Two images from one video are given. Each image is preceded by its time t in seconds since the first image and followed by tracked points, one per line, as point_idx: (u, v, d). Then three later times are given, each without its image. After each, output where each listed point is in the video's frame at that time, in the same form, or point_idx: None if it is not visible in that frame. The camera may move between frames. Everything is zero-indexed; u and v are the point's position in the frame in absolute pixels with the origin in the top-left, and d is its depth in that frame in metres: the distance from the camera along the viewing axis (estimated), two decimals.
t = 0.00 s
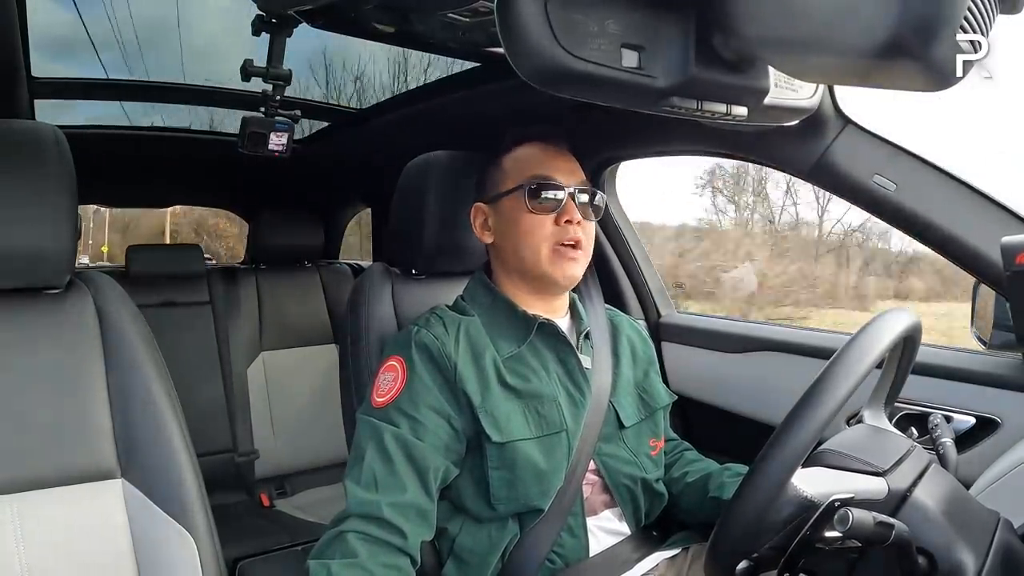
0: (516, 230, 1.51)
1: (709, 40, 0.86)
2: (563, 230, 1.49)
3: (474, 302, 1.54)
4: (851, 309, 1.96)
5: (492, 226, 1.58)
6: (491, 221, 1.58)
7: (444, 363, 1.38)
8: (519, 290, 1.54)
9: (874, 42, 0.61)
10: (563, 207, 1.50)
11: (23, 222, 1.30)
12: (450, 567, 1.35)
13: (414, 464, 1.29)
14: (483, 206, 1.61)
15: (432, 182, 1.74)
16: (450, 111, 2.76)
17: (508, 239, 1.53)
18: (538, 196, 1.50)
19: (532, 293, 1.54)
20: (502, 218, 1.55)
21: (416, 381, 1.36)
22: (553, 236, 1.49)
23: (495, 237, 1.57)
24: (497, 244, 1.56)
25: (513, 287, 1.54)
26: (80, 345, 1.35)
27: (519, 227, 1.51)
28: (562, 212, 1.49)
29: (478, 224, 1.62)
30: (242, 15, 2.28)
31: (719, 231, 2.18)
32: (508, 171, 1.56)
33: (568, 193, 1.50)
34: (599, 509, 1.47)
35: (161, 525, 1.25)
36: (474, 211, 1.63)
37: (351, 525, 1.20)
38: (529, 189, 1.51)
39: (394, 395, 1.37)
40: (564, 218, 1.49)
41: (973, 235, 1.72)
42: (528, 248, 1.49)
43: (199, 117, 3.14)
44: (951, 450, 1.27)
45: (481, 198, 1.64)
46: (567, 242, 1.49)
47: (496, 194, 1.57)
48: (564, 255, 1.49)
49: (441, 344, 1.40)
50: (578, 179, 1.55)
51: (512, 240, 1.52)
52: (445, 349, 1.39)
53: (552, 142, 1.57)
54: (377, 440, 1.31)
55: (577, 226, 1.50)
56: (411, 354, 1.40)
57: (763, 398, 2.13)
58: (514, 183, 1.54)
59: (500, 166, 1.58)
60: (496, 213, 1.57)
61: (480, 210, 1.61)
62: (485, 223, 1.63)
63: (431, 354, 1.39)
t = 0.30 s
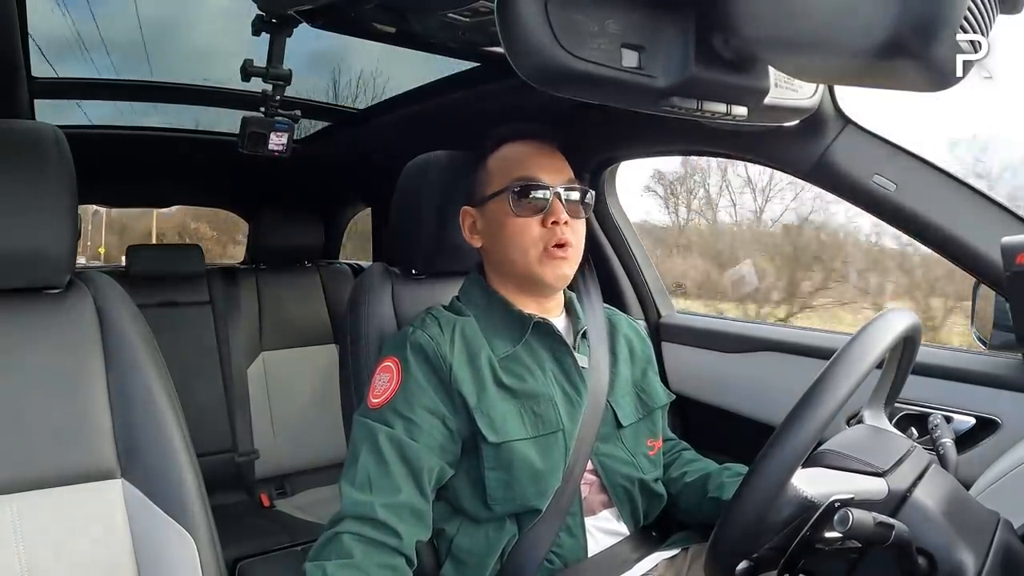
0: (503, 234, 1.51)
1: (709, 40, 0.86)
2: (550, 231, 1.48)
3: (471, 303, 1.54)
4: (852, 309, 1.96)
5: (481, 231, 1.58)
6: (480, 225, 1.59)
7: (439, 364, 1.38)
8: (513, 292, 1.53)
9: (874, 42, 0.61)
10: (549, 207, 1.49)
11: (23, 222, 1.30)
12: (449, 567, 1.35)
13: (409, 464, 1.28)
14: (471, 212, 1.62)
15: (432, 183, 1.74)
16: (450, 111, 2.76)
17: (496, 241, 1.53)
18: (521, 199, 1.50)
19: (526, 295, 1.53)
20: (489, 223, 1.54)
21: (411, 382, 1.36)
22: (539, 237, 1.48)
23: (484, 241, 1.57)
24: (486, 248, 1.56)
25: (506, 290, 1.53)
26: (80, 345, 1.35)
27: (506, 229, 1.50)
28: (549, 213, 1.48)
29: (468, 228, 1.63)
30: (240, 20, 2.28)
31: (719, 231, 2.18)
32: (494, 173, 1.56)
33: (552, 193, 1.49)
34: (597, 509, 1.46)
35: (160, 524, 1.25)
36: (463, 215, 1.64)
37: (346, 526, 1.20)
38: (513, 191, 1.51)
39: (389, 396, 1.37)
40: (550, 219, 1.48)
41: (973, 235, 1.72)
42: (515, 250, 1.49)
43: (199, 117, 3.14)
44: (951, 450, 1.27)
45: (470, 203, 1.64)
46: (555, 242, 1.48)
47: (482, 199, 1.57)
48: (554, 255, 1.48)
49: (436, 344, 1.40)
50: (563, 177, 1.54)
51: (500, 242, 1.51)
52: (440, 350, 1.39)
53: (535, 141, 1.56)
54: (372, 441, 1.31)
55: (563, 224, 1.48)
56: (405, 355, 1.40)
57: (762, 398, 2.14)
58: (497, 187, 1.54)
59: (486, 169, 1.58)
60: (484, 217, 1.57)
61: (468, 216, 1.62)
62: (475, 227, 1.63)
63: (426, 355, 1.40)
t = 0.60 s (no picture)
0: (508, 234, 1.51)
1: (709, 40, 0.86)
2: (556, 231, 1.49)
3: (471, 303, 1.54)
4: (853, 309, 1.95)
5: (483, 233, 1.58)
6: (481, 228, 1.58)
7: (444, 364, 1.38)
8: (516, 293, 1.53)
9: (875, 42, 0.61)
10: (555, 208, 1.50)
11: (22, 221, 1.30)
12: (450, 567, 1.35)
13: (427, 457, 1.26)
14: (471, 214, 1.61)
15: (432, 183, 1.74)
16: (450, 111, 2.76)
17: (500, 244, 1.52)
18: (527, 199, 1.50)
19: (530, 296, 1.53)
20: (493, 224, 1.54)
21: (420, 380, 1.35)
22: (546, 237, 1.48)
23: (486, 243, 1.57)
24: (489, 251, 1.55)
25: (509, 292, 1.53)
26: (80, 345, 1.35)
27: (511, 231, 1.50)
28: (555, 213, 1.49)
29: (467, 231, 1.62)
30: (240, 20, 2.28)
31: (719, 231, 2.18)
32: (494, 176, 1.56)
33: (557, 194, 1.50)
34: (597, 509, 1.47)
35: (160, 524, 1.25)
36: (462, 220, 1.63)
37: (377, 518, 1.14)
38: (519, 193, 1.51)
39: (398, 394, 1.35)
40: (557, 219, 1.49)
41: (973, 235, 1.72)
42: (522, 252, 1.49)
43: (199, 117, 3.14)
44: (951, 450, 1.27)
45: (467, 206, 1.64)
46: (563, 243, 1.48)
47: (485, 200, 1.57)
48: (561, 256, 1.48)
49: (440, 344, 1.40)
50: (563, 177, 1.55)
51: (504, 244, 1.51)
52: (443, 349, 1.39)
53: (534, 141, 1.57)
54: (388, 438, 1.26)
55: (571, 224, 1.49)
56: (410, 355, 1.39)
57: (763, 398, 2.14)
58: (501, 189, 1.55)
59: (485, 171, 1.58)
60: (486, 220, 1.57)
61: (468, 218, 1.62)
62: (474, 230, 1.62)
63: (432, 354, 1.39)
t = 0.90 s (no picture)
0: (516, 234, 1.50)
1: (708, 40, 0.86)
2: (564, 233, 1.48)
3: (475, 304, 1.54)
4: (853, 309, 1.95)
5: (489, 232, 1.57)
6: (487, 227, 1.58)
7: (460, 363, 1.37)
8: (520, 293, 1.54)
9: (874, 41, 0.60)
10: (564, 210, 1.49)
11: (22, 222, 1.30)
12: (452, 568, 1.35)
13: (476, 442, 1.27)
14: (477, 212, 1.61)
15: (432, 183, 1.74)
16: (450, 111, 2.76)
17: (507, 244, 1.51)
18: (536, 200, 1.49)
19: (533, 297, 1.55)
20: (499, 224, 1.54)
21: (443, 376, 1.34)
22: (554, 238, 1.48)
23: (492, 242, 1.56)
24: (495, 250, 1.55)
25: (513, 291, 1.54)
26: (80, 345, 1.35)
27: (518, 231, 1.50)
28: (564, 215, 1.49)
29: (472, 230, 1.62)
30: (240, 20, 2.28)
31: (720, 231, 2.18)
32: (501, 176, 1.55)
33: (566, 196, 1.49)
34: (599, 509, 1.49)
35: (160, 524, 1.25)
36: (467, 218, 1.62)
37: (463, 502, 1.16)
38: (528, 194, 1.50)
39: (423, 390, 1.33)
40: (566, 220, 1.48)
41: (973, 235, 1.72)
42: (529, 252, 1.48)
43: (198, 117, 3.14)
44: (951, 450, 1.27)
45: (473, 205, 1.63)
46: (571, 244, 1.48)
47: (492, 199, 1.56)
48: (568, 258, 1.48)
49: (454, 343, 1.39)
50: (570, 179, 1.55)
51: (511, 244, 1.51)
52: (457, 349, 1.38)
53: (541, 143, 1.57)
54: (433, 431, 1.26)
55: (580, 226, 1.49)
56: (431, 352, 1.38)
57: (763, 398, 2.14)
58: (509, 188, 1.54)
59: (492, 171, 1.57)
60: (492, 219, 1.56)
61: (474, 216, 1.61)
62: (479, 228, 1.62)
63: (449, 353, 1.38)
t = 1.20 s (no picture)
0: (525, 231, 1.50)
1: (708, 42, 0.86)
2: (573, 231, 1.49)
3: (479, 303, 1.54)
4: (853, 309, 1.95)
5: (498, 228, 1.56)
6: (496, 223, 1.56)
7: (462, 361, 1.37)
8: (526, 291, 1.54)
9: (873, 41, 0.60)
10: (573, 209, 1.50)
11: (22, 222, 1.30)
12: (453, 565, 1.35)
13: (475, 443, 1.27)
14: (486, 207, 1.59)
15: (432, 183, 1.74)
16: (450, 111, 2.76)
17: (515, 240, 1.51)
18: (548, 198, 1.50)
19: (537, 295, 1.54)
20: (509, 220, 1.53)
21: (445, 375, 1.34)
22: (563, 236, 1.48)
23: (500, 239, 1.55)
24: (503, 247, 1.54)
25: (519, 289, 1.54)
26: (80, 345, 1.35)
27: (528, 228, 1.50)
28: (573, 213, 1.49)
29: (480, 226, 1.60)
30: (240, 20, 2.28)
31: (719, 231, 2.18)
32: (513, 173, 1.55)
33: (575, 195, 1.50)
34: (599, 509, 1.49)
35: (161, 524, 1.25)
36: (476, 214, 1.60)
37: (461, 502, 1.16)
38: (539, 191, 1.51)
39: (424, 389, 1.34)
40: (575, 219, 1.49)
41: (973, 235, 1.72)
42: (537, 250, 1.48)
43: (198, 117, 3.14)
44: (951, 450, 1.28)
45: (482, 201, 1.61)
46: (579, 242, 1.49)
47: (502, 196, 1.55)
48: (576, 256, 1.48)
49: (456, 341, 1.39)
50: (581, 180, 1.55)
51: (520, 241, 1.50)
52: (460, 347, 1.38)
53: (552, 144, 1.57)
54: (433, 430, 1.26)
55: (588, 226, 1.50)
56: (433, 351, 1.38)
57: (763, 398, 2.14)
58: (521, 185, 1.53)
59: (504, 168, 1.57)
60: (502, 215, 1.55)
61: (482, 211, 1.59)
62: (487, 224, 1.60)
63: (452, 350, 1.38)
